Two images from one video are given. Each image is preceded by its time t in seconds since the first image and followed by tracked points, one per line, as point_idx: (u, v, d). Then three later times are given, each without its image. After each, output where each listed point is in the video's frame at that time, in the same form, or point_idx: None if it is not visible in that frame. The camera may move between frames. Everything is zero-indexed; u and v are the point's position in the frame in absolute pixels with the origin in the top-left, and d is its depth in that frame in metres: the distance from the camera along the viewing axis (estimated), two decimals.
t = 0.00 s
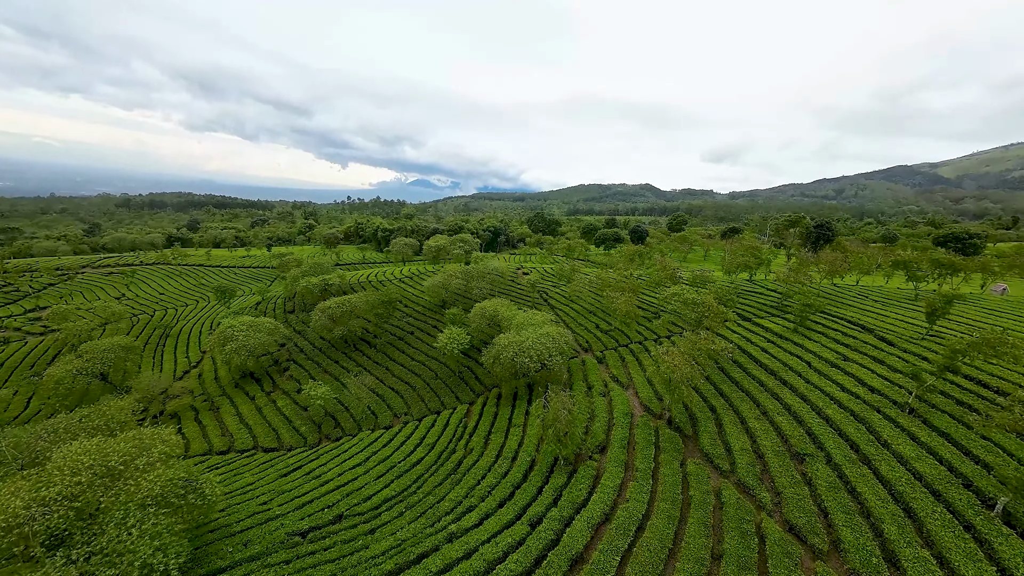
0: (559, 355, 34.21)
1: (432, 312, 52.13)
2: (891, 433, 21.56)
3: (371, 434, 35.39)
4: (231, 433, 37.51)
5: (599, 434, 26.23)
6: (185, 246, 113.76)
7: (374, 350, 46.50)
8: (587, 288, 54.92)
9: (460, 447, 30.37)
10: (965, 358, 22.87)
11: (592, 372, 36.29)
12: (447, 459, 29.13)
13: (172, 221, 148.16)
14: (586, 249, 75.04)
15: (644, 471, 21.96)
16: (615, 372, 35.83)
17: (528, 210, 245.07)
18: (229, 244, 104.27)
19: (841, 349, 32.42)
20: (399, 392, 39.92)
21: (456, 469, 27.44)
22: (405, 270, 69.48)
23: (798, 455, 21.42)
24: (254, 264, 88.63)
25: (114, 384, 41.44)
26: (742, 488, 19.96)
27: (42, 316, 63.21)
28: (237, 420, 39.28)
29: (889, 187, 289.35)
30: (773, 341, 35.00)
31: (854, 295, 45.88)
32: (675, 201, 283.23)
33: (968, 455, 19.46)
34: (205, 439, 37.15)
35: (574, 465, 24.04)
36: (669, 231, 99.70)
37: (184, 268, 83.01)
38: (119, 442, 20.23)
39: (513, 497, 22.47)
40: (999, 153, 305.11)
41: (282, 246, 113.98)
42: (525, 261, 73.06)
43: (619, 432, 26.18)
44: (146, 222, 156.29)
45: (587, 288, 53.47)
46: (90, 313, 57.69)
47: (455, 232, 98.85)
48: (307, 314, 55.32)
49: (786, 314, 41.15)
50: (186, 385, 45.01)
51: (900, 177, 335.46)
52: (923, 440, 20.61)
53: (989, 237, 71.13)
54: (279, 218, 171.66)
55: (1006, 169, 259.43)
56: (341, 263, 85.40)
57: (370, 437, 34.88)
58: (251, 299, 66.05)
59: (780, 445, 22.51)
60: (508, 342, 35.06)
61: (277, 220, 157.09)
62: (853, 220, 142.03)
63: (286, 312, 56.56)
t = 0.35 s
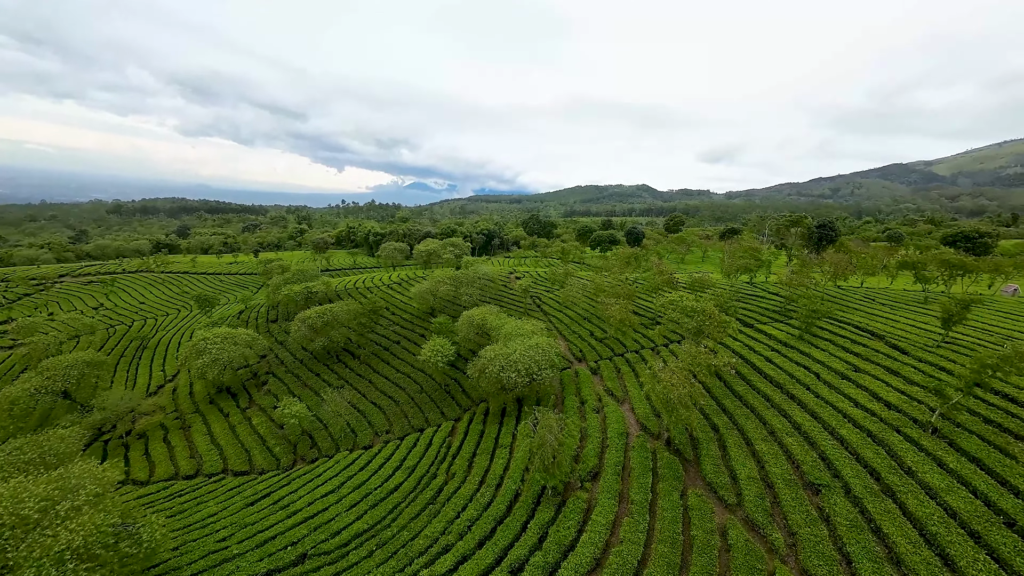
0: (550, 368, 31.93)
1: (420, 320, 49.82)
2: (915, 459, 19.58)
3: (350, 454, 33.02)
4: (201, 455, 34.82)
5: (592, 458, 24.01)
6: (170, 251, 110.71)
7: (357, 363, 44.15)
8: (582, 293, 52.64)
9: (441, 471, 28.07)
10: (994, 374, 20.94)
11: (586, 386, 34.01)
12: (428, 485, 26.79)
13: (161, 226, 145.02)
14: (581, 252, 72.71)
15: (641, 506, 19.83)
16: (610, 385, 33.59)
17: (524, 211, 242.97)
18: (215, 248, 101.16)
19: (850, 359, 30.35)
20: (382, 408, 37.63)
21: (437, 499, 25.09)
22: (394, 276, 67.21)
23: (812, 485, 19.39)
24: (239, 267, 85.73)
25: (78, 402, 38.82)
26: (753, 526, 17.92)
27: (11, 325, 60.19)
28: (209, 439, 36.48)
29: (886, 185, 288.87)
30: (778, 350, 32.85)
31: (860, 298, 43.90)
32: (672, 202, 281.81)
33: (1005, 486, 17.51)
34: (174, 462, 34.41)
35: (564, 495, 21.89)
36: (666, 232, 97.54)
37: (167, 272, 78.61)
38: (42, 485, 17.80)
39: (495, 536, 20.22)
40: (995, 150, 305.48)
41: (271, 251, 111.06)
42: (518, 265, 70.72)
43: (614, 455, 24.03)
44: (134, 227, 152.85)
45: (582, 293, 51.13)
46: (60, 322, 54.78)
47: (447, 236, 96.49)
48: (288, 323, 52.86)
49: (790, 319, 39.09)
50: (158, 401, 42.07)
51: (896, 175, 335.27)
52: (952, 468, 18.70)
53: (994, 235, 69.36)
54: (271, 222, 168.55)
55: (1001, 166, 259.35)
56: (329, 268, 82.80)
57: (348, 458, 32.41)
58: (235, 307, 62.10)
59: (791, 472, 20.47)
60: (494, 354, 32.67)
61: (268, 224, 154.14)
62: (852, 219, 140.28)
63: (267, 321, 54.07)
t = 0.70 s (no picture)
0: (537, 385, 29.58)
1: (405, 330, 47.41)
2: (946, 492, 17.71)
3: (323, 480, 30.44)
4: (162, 482, 31.92)
5: (584, 489, 21.84)
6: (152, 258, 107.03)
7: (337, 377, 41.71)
8: (575, 300, 50.33)
9: (417, 502, 25.65)
10: None
11: (579, 401, 31.80)
12: (404, 520, 24.20)
13: (144, 233, 140.83)
14: (575, 256, 70.31)
15: (637, 550, 17.76)
16: (604, 401, 31.40)
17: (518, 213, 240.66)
18: (197, 255, 97.75)
19: (860, 371, 28.42)
20: (361, 427, 35.12)
21: (413, 538, 22.47)
22: (380, 282, 64.66)
23: (831, 525, 17.48)
24: (220, 271, 82.36)
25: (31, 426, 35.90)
26: None
27: None
28: (173, 464, 33.48)
29: (880, 183, 289.06)
30: (782, 360, 30.84)
31: (865, 301, 41.94)
32: (667, 202, 279.49)
33: None
34: (132, 491, 31.49)
35: (550, 535, 19.71)
36: (662, 233, 95.50)
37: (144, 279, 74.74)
38: None
39: None
40: (987, 147, 306.80)
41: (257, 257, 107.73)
42: (509, 270, 68.28)
43: (607, 484, 21.86)
44: (117, 233, 148.50)
45: (575, 299, 48.77)
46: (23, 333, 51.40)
47: (438, 239, 93.93)
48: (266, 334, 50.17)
49: (794, 325, 37.10)
50: (122, 422, 39.07)
51: (889, 173, 336.02)
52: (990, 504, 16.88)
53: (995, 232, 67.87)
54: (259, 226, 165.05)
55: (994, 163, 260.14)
56: (315, 275, 79.91)
57: (321, 485, 29.75)
58: (213, 317, 58.55)
59: (806, 506, 18.56)
60: (477, 370, 30.15)
61: (257, 229, 150.76)
62: (849, 217, 138.68)
63: (245, 333, 51.31)
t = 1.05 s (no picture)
0: (522, 406, 27.08)
1: (387, 342, 44.85)
2: (985, 535, 15.74)
3: (291, 513, 27.81)
4: (114, 517, 29.00)
5: (572, 530, 19.81)
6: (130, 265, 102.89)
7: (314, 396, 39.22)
8: (566, 307, 47.98)
9: (391, 542, 23.06)
10: None
11: (570, 421, 29.55)
12: (374, 564, 21.57)
13: (125, 240, 136.33)
14: (567, 260, 67.94)
15: None
16: (597, 420, 29.19)
17: (510, 215, 237.99)
18: (176, 263, 93.96)
19: (872, 384, 26.45)
20: (336, 451, 32.52)
21: None
22: (364, 290, 61.89)
23: None
24: (198, 279, 78.69)
25: None
26: None
27: None
28: (128, 496, 30.53)
29: (872, 180, 289.66)
30: (787, 373, 28.88)
31: (870, 306, 40.02)
32: (661, 202, 278.52)
33: None
34: (80, 528, 28.56)
35: None
36: (656, 233, 93.43)
37: (117, 290, 71.07)
38: None
39: None
40: (976, 143, 308.85)
41: (241, 264, 104.26)
42: (499, 276, 65.81)
43: (599, 526, 19.67)
44: (96, 240, 143.57)
45: (566, 306, 46.37)
46: None
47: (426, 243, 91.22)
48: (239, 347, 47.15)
49: (797, 332, 35.13)
50: (77, 447, 36.05)
51: (881, 170, 337.32)
52: None
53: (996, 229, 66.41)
54: (245, 231, 160.84)
55: (983, 159, 261.68)
56: (298, 283, 76.94)
57: (287, 519, 27.06)
58: (188, 329, 55.18)
59: (825, 551, 16.58)
60: (457, 390, 27.55)
61: (243, 234, 146.80)
62: (844, 214, 137.48)
63: (218, 347, 48.36)
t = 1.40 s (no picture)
0: (504, 431, 24.34)
1: (366, 356, 42.17)
2: None
3: (251, 555, 25.02)
4: (53, 562, 26.00)
5: None
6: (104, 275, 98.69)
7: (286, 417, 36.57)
8: (556, 315, 45.59)
9: None
10: None
11: (558, 443, 27.18)
12: None
13: (103, 249, 131.73)
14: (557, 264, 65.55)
15: None
16: (587, 442, 26.86)
17: (501, 217, 235.28)
18: (152, 272, 90.16)
19: (882, 397, 24.44)
20: (304, 479, 29.76)
21: None
22: (345, 299, 59.02)
23: None
24: (173, 288, 75.17)
25: None
26: None
27: None
28: (71, 536, 27.51)
29: (862, 177, 290.84)
30: (793, 387, 26.73)
31: (874, 309, 38.04)
32: (653, 202, 277.32)
33: None
34: None
35: None
36: (649, 234, 91.40)
37: (85, 302, 67.37)
38: None
39: None
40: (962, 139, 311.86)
41: (221, 272, 100.52)
42: (487, 281, 63.27)
43: None
44: (72, 249, 138.54)
45: (556, 314, 43.96)
46: None
47: (413, 247, 88.38)
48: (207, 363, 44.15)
49: (799, 339, 33.03)
50: (22, 479, 32.90)
51: (870, 167, 339.45)
52: None
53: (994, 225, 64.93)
54: (229, 237, 156.59)
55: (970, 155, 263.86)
56: (278, 292, 73.79)
57: (245, 562, 24.27)
58: (157, 344, 51.92)
59: None
60: (433, 413, 24.88)
61: (227, 241, 142.72)
62: (837, 212, 136.36)
63: (185, 363, 45.31)
